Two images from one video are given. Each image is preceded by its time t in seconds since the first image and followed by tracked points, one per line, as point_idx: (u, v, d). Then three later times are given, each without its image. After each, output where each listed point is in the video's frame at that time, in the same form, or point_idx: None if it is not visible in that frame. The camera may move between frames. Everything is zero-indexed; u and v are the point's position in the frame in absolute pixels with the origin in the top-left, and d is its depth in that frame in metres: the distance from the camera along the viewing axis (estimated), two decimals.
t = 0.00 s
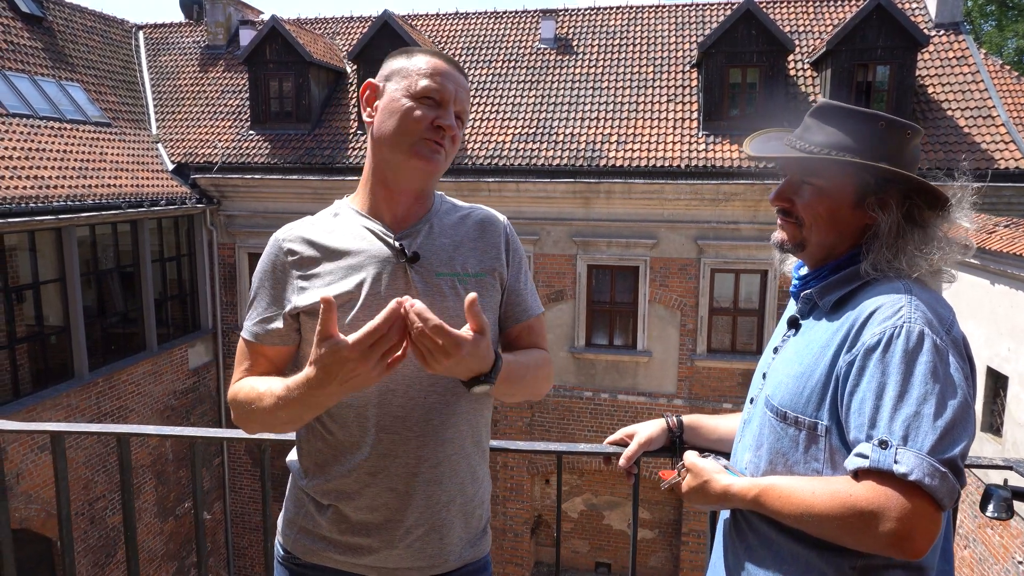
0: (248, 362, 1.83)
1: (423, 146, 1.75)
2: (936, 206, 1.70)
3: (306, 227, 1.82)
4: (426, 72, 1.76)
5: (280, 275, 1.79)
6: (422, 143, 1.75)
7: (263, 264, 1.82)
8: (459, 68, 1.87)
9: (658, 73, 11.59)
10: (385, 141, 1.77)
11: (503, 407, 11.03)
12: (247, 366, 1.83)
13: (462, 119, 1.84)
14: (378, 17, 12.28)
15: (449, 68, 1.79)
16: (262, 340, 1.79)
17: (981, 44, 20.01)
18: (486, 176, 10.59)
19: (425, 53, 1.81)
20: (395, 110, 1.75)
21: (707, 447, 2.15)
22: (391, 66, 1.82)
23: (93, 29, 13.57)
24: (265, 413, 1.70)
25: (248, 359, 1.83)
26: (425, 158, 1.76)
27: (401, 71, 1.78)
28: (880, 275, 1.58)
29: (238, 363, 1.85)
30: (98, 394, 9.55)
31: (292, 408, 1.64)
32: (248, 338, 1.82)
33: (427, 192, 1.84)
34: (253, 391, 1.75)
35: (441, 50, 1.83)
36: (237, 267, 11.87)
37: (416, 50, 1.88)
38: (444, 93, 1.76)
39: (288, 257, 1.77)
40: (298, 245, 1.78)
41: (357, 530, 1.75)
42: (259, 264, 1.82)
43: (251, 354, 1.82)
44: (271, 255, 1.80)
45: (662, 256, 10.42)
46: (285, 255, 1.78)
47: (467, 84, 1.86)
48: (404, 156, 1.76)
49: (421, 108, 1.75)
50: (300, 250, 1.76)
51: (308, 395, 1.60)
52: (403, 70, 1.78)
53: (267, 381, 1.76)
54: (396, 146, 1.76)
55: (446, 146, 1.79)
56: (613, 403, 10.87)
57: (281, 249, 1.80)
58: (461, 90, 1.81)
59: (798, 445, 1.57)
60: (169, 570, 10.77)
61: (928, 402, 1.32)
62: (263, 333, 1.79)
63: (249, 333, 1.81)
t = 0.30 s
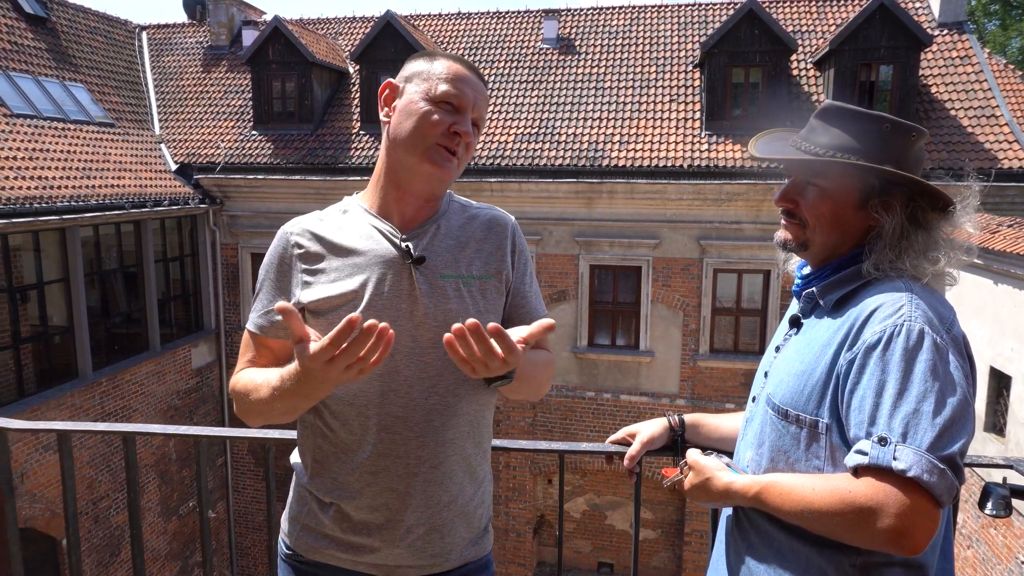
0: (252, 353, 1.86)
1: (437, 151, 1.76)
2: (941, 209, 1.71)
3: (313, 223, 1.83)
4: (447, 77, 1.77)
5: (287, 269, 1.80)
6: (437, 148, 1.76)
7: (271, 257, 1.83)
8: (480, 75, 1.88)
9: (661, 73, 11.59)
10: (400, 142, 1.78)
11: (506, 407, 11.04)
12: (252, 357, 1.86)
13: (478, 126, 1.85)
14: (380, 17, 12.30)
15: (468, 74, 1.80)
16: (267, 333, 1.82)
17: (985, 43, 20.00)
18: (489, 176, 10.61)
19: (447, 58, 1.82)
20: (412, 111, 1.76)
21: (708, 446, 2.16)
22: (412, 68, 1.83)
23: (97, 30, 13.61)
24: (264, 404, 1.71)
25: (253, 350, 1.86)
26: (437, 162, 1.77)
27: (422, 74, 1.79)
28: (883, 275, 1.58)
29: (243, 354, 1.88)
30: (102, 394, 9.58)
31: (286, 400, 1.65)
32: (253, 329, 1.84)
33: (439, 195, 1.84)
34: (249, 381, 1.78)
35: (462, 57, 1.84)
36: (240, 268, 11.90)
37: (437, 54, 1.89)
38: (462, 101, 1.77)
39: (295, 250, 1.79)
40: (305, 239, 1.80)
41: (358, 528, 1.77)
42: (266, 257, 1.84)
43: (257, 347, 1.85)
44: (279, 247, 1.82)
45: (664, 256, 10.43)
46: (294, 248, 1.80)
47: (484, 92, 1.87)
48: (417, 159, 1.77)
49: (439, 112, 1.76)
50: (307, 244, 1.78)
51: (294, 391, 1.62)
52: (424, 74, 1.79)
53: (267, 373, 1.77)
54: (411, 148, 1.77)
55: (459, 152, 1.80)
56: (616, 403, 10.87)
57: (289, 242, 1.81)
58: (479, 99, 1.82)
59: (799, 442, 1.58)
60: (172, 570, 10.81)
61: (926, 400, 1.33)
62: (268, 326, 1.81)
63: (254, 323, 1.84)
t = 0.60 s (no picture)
0: (256, 355, 1.88)
1: (447, 158, 1.78)
2: (941, 212, 1.72)
3: (318, 223, 1.84)
4: (458, 83, 1.77)
5: (292, 270, 1.81)
6: (448, 154, 1.78)
7: (277, 257, 1.84)
8: (489, 77, 1.88)
9: (662, 73, 11.60)
10: (411, 148, 1.79)
11: (507, 407, 11.05)
12: (256, 359, 1.87)
13: (487, 130, 1.86)
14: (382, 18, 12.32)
15: (478, 78, 1.80)
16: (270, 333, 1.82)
17: (988, 44, 19.98)
18: (491, 177, 10.62)
19: (456, 61, 1.82)
20: (422, 118, 1.77)
21: (708, 446, 2.17)
22: (423, 71, 1.82)
23: (99, 30, 13.64)
24: (264, 408, 1.72)
25: (258, 351, 1.88)
26: (448, 170, 1.78)
27: (432, 79, 1.79)
28: (883, 277, 1.59)
29: (248, 355, 1.90)
30: (105, 394, 9.61)
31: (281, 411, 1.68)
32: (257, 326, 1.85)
33: (448, 199, 1.86)
34: (247, 385, 1.80)
35: (471, 61, 1.84)
36: (242, 268, 11.93)
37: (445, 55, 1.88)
38: (473, 107, 1.78)
39: (301, 252, 1.80)
40: (311, 241, 1.80)
41: (362, 529, 1.78)
42: (272, 258, 1.85)
43: (261, 348, 1.86)
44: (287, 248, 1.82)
45: (666, 256, 10.43)
46: (299, 250, 1.80)
47: (493, 94, 1.87)
48: (427, 165, 1.78)
49: (449, 119, 1.76)
50: (312, 246, 1.79)
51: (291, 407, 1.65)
52: (435, 79, 1.78)
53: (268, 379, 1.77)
54: (421, 154, 1.78)
55: (470, 158, 1.82)
56: (617, 404, 10.87)
57: (296, 243, 1.81)
58: (489, 104, 1.83)
59: (799, 444, 1.59)
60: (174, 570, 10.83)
61: (927, 402, 1.33)
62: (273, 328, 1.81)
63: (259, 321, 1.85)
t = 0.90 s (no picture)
0: (270, 361, 1.83)
1: (455, 159, 1.79)
2: (944, 213, 1.72)
3: (329, 224, 1.84)
4: (452, 84, 1.76)
5: (306, 271, 1.79)
6: (455, 156, 1.79)
7: (287, 259, 1.82)
8: (482, 68, 1.86)
9: (665, 73, 11.59)
10: (417, 158, 1.80)
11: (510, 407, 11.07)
12: (271, 364, 1.83)
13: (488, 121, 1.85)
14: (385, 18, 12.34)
15: (471, 73, 1.79)
16: (285, 336, 1.80)
17: (991, 44, 19.92)
18: (494, 176, 10.63)
19: (444, 60, 1.80)
20: (423, 123, 1.78)
21: (712, 447, 2.17)
22: (413, 76, 1.81)
23: (103, 30, 13.68)
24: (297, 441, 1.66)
25: (272, 356, 1.83)
26: (459, 171, 1.80)
27: (425, 84, 1.78)
28: (888, 277, 1.60)
29: (259, 361, 1.84)
30: (108, 393, 9.64)
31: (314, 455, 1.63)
32: (268, 329, 1.83)
33: (458, 196, 1.87)
34: (270, 407, 1.74)
35: (458, 55, 1.82)
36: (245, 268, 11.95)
37: (432, 53, 1.86)
38: (471, 103, 1.78)
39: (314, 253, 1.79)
40: (325, 242, 1.79)
41: (369, 528, 1.78)
42: (282, 259, 1.82)
43: (274, 353, 1.82)
44: (296, 250, 1.80)
45: (669, 256, 10.42)
46: (313, 251, 1.79)
47: (489, 84, 1.86)
48: (437, 171, 1.80)
49: (450, 122, 1.77)
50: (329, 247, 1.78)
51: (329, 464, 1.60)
52: (428, 83, 1.78)
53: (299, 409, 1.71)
54: (429, 161, 1.79)
55: (476, 154, 1.82)
56: (620, 404, 10.87)
57: (306, 244, 1.80)
58: (486, 95, 1.82)
59: (803, 447, 1.60)
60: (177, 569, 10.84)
61: (931, 405, 1.34)
62: (288, 333, 1.80)
63: (270, 324, 1.82)
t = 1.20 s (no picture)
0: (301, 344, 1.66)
1: (442, 154, 1.80)
2: (947, 214, 1.72)
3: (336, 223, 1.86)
4: (412, 87, 1.78)
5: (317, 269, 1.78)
6: (441, 150, 1.79)
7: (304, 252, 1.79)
8: (436, 59, 1.87)
9: (667, 73, 11.59)
10: (406, 167, 1.82)
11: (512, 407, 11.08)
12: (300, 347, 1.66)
13: (460, 108, 1.86)
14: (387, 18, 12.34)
15: (427, 70, 1.80)
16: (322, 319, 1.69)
17: (995, 43, 19.87)
18: (496, 176, 10.64)
19: (395, 65, 1.81)
20: (398, 132, 1.79)
21: (714, 447, 2.17)
22: (373, 92, 1.83)
23: (106, 30, 13.70)
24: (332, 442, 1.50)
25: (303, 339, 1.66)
26: (452, 163, 1.81)
27: (388, 95, 1.80)
28: (889, 279, 1.60)
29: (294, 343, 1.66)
30: (111, 392, 9.67)
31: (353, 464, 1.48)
32: (287, 319, 1.70)
33: (456, 187, 1.88)
34: (298, 400, 1.56)
35: (407, 56, 1.83)
36: (248, 267, 11.97)
37: (381, 63, 1.88)
38: (437, 97, 1.78)
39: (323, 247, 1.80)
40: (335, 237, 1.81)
41: (372, 525, 1.78)
42: (295, 254, 1.79)
43: (306, 338, 1.67)
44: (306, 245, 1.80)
45: (671, 256, 10.42)
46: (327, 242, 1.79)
47: (448, 73, 1.86)
48: (431, 170, 1.81)
49: (424, 122, 1.78)
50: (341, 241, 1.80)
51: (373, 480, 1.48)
52: (390, 94, 1.79)
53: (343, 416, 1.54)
54: (420, 163, 1.81)
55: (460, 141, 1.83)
56: (622, 404, 10.87)
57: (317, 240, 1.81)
58: (448, 83, 1.82)
59: (804, 448, 1.60)
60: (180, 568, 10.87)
61: (933, 407, 1.34)
62: (308, 318, 1.69)
63: (289, 314, 1.70)
